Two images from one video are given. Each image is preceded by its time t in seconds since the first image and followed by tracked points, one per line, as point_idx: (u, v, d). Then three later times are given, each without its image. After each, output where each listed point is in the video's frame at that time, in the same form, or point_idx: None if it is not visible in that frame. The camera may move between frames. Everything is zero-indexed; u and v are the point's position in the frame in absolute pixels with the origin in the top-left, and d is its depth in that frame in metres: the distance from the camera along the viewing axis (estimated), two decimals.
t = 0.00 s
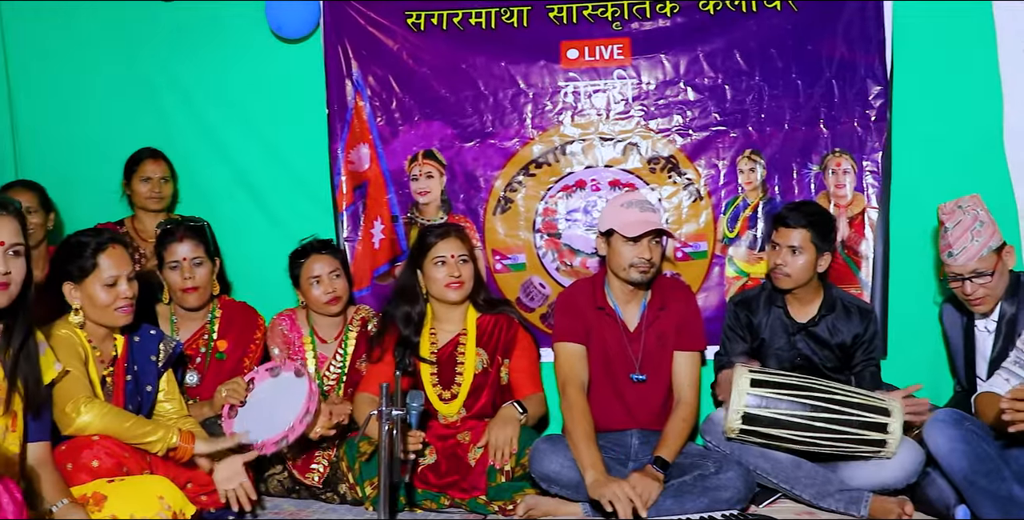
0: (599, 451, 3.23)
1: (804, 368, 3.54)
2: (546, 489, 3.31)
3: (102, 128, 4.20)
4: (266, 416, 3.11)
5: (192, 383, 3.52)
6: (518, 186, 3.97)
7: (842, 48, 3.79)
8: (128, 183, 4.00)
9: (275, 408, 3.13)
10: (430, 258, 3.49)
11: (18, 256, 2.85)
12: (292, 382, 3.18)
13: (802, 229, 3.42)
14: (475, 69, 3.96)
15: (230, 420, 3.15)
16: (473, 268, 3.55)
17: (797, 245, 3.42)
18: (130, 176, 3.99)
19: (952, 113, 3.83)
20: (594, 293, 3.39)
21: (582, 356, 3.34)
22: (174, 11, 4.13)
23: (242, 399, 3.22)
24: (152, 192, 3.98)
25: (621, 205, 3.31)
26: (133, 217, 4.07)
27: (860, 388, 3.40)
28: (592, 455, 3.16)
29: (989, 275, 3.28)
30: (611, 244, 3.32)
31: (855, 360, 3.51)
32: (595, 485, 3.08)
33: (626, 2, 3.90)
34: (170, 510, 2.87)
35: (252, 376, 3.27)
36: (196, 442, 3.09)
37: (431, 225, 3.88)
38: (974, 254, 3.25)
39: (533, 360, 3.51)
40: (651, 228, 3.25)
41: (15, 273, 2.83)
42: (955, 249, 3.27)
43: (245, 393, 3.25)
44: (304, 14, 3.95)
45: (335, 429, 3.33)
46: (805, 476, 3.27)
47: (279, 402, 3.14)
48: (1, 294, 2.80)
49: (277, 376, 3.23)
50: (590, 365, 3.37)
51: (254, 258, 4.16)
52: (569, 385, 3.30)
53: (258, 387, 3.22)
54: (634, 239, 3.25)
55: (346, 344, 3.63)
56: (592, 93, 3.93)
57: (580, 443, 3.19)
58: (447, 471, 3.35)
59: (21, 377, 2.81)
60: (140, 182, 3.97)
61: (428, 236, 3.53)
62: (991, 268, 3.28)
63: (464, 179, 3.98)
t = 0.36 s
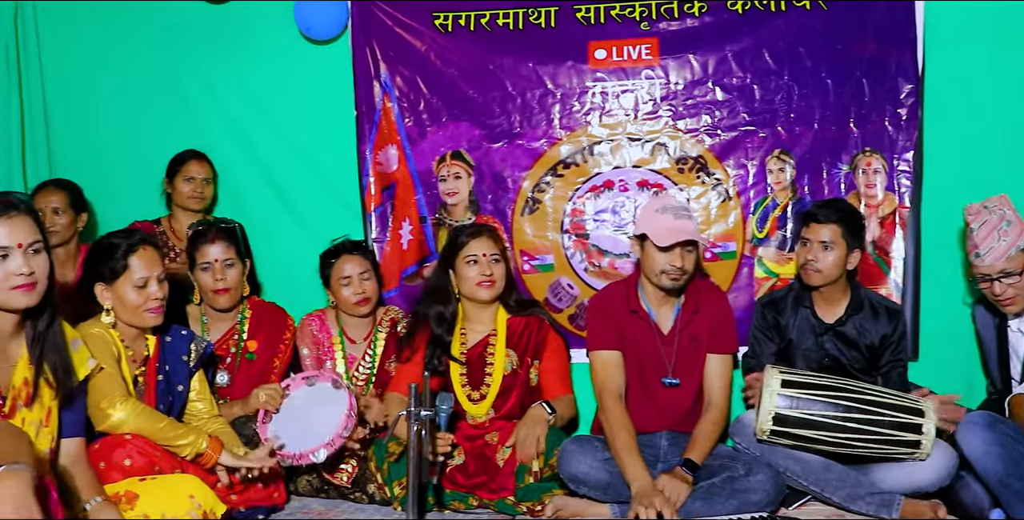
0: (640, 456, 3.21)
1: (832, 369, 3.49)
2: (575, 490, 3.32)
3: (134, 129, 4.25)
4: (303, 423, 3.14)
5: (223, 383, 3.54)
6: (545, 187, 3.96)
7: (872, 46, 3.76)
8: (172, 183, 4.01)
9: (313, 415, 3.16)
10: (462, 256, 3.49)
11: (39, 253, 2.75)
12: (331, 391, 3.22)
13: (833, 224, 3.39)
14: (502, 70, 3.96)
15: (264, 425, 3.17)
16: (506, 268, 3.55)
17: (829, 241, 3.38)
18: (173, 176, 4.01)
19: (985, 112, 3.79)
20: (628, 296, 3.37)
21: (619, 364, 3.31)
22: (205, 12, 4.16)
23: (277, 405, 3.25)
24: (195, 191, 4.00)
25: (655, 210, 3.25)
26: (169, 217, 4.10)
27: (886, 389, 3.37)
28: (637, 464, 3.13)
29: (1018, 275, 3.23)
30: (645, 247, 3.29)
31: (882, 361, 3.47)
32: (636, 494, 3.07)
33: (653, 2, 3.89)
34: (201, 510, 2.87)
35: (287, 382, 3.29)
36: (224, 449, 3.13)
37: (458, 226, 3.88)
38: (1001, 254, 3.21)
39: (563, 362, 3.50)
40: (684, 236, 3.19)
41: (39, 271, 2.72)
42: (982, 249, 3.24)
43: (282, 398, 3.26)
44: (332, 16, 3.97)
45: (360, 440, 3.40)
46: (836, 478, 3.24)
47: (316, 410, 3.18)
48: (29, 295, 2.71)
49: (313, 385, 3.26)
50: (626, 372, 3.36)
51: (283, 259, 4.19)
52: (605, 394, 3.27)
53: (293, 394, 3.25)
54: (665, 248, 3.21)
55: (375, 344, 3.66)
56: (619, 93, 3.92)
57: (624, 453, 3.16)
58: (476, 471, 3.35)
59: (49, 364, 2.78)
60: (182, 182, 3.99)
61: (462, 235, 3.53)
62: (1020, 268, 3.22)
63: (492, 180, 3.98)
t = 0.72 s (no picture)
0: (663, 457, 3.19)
1: (855, 370, 3.47)
2: (596, 490, 3.30)
3: (158, 131, 4.27)
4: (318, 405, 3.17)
5: (245, 382, 3.56)
6: (567, 187, 3.96)
7: (895, 45, 3.73)
8: (189, 185, 4.04)
9: (326, 397, 3.18)
10: (475, 258, 3.50)
11: (64, 256, 2.75)
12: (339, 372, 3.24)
13: (853, 221, 3.38)
14: (523, 70, 3.96)
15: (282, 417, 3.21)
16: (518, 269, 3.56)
17: (850, 237, 3.36)
18: (190, 178, 4.04)
19: (1011, 110, 3.75)
20: (654, 295, 3.36)
21: (639, 360, 3.30)
22: (228, 15, 4.19)
23: (292, 395, 3.27)
24: (211, 192, 4.03)
25: (686, 212, 3.22)
26: (190, 218, 4.12)
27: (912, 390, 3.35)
28: (659, 463, 3.11)
29: None
30: (674, 247, 3.26)
31: (909, 362, 3.45)
32: (661, 493, 3.03)
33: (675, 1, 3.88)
34: (223, 508, 2.84)
35: (300, 372, 3.33)
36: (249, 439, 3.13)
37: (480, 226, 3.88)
38: None
39: (581, 359, 3.50)
40: (716, 241, 3.16)
41: (65, 273, 2.73)
42: (1015, 248, 3.21)
43: (295, 389, 3.29)
44: (353, 17, 3.99)
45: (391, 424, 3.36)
46: (859, 479, 3.21)
47: (328, 391, 3.20)
48: (56, 298, 2.71)
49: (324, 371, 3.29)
50: (651, 370, 3.35)
51: (305, 259, 4.21)
52: (627, 393, 3.26)
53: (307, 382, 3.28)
54: (696, 253, 3.18)
55: (396, 345, 3.66)
56: (641, 93, 3.90)
57: (646, 454, 3.14)
58: (497, 472, 3.35)
59: (74, 359, 2.80)
60: (199, 183, 4.02)
61: (477, 236, 3.53)
62: None
63: (513, 180, 3.98)
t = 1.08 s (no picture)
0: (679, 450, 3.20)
1: (885, 370, 3.44)
2: (621, 490, 3.29)
3: (184, 133, 4.31)
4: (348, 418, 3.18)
5: (269, 382, 3.59)
6: (591, 186, 3.95)
7: (923, 42, 3.69)
8: (205, 188, 4.09)
9: (356, 410, 3.20)
10: (490, 259, 3.50)
11: (96, 256, 2.77)
12: (372, 388, 3.25)
13: (885, 218, 3.35)
14: (547, 69, 3.95)
15: (309, 422, 3.20)
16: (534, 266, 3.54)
17: (881, 234, 3.34)
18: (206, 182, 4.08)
19: None
20: (674, 292, 3.36)
21: (658, 356, 3.30)
22: (252, 18, 4.21)
23: (320, 402, 3.27)
24: (227, 194, 4.06)
25: (704, 211, 3.20)
26: (213, 220, 4.15)
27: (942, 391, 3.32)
28: (673, 455, 3.12)
29: None
30: (692, 247, 3.24)
31: (938, 362, 3.41)
32: (676, 486, 3.04)
33: None
34: (249, 506, 2.84)
35: (330, 378, 3.31)
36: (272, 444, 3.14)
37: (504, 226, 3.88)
38: None
39: (605, 358, 3.49)
40: (733, 240, 3.15)
41: (99, 272, 2.76)
42: None
43: (325, 397, 3.28)
44: (375, 18, 4.01)
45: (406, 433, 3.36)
46: (886, 481, 3.18)
47: (359, 406, 3.21)
48: (89, 296, 2.73)
49: (356, 383, 3.27)
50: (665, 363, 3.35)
51: (330, 259, 4.22)
52: (643, 385, 3.27)
53: (337, 391, 3.26)
54: (714, 251, 3.17)
55: (422, 345, 3.67)
56: (665, 92, 3.89)
57: (659, 443, 3.15)
58: (522, 471, 3.34)
59: (100, 359, 2.82)
60: (214, 186, 4.06)
61: (491, 238, 3.54)
62: None
63: (538, 180, 3.98)
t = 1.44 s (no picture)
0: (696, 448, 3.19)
1: (907, 370, 3.40)
2: (644, 491, 3.28)
3: (209, 135, 4.34)
4: (376, 418, 3.23)
5: (294, 381, 3.59)
6: (614, 186, 3.94)
7: (949, 40, 3.66)
8: (238, 188, 4.10)
9: (385, 410, 3.25)
10: (512, 258, 3.50)
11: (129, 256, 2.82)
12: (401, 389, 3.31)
13: (908, 219, 3.32)
14: (570, 69, 3.95)
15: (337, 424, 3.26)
16: (558, 264, 3.52)
17: (900, 234, 3.31)
18: (239, 180, 4.10)
19: None
20: (700, 291, 3.34)
21: (679, 351, 3.28)
22: (276, 20, 4.24)
23: (347, 404, 3.30)
24: (260, 195, 4.08)
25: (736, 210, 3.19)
26: (240, 220, 4.17)
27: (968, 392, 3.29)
28: (691, 453, 3.11)
29: None
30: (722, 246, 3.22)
31: (963, 361, 3.38)
32: (695, 484, 3.03)
33: None
34: (274, 506, 2.85)
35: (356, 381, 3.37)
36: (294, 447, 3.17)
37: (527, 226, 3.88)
38: None
39: (628, 358, 3.47)
40: (765, 239, 3.13)
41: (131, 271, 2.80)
42: None
43: (353, 398, 3.32)
44: (399, 19, 4.02)
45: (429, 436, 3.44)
46: (912, 483, 3.15)
47: (388, 407, 3.26)
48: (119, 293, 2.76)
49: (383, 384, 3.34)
50: (692, 360, 3.34)
51: (354, 261, 4.24)
52: (664, 380, 3.25)
53: (364, 393, 3.33)
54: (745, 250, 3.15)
55: (444, 345, 3.68)
56: (688, 91, 3.88)
57: (678, 441, 3.14)
58: (545, 472, 3.35)
59: (126, 361, 2.85)
60: (248, 186, 4.08)
61: (513, 238, 3.54)
62: None
63: (561, 180, 3.97)
